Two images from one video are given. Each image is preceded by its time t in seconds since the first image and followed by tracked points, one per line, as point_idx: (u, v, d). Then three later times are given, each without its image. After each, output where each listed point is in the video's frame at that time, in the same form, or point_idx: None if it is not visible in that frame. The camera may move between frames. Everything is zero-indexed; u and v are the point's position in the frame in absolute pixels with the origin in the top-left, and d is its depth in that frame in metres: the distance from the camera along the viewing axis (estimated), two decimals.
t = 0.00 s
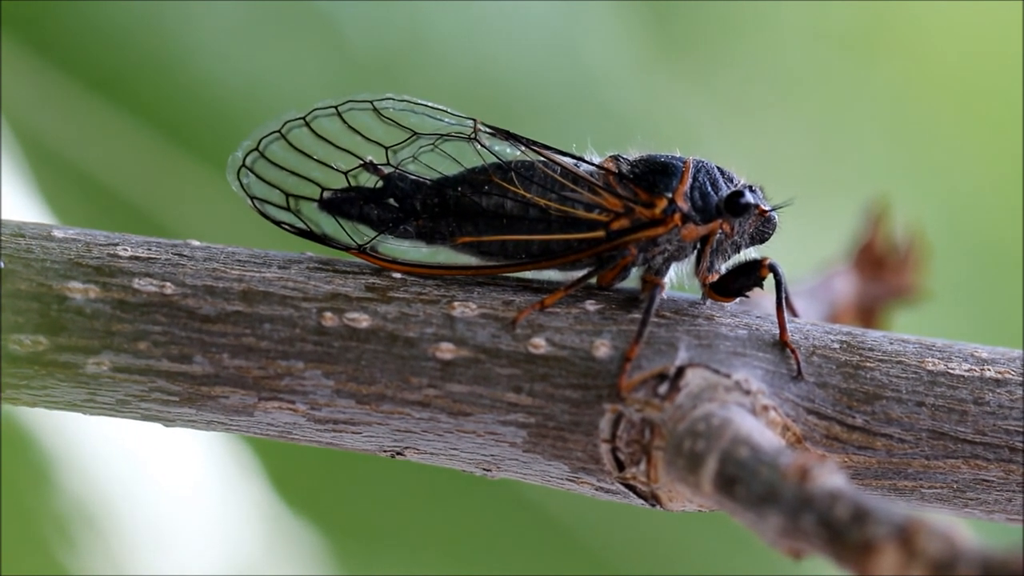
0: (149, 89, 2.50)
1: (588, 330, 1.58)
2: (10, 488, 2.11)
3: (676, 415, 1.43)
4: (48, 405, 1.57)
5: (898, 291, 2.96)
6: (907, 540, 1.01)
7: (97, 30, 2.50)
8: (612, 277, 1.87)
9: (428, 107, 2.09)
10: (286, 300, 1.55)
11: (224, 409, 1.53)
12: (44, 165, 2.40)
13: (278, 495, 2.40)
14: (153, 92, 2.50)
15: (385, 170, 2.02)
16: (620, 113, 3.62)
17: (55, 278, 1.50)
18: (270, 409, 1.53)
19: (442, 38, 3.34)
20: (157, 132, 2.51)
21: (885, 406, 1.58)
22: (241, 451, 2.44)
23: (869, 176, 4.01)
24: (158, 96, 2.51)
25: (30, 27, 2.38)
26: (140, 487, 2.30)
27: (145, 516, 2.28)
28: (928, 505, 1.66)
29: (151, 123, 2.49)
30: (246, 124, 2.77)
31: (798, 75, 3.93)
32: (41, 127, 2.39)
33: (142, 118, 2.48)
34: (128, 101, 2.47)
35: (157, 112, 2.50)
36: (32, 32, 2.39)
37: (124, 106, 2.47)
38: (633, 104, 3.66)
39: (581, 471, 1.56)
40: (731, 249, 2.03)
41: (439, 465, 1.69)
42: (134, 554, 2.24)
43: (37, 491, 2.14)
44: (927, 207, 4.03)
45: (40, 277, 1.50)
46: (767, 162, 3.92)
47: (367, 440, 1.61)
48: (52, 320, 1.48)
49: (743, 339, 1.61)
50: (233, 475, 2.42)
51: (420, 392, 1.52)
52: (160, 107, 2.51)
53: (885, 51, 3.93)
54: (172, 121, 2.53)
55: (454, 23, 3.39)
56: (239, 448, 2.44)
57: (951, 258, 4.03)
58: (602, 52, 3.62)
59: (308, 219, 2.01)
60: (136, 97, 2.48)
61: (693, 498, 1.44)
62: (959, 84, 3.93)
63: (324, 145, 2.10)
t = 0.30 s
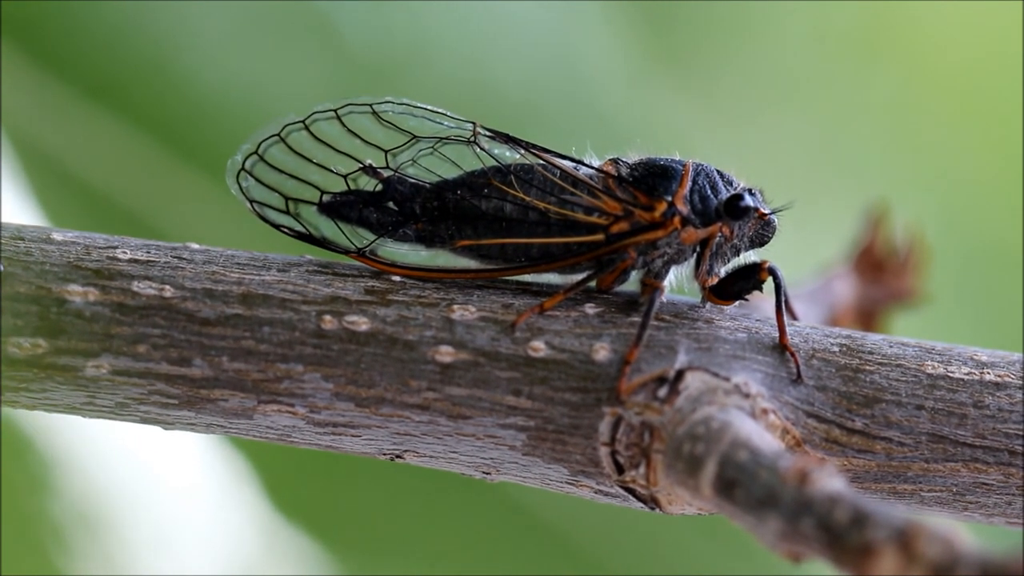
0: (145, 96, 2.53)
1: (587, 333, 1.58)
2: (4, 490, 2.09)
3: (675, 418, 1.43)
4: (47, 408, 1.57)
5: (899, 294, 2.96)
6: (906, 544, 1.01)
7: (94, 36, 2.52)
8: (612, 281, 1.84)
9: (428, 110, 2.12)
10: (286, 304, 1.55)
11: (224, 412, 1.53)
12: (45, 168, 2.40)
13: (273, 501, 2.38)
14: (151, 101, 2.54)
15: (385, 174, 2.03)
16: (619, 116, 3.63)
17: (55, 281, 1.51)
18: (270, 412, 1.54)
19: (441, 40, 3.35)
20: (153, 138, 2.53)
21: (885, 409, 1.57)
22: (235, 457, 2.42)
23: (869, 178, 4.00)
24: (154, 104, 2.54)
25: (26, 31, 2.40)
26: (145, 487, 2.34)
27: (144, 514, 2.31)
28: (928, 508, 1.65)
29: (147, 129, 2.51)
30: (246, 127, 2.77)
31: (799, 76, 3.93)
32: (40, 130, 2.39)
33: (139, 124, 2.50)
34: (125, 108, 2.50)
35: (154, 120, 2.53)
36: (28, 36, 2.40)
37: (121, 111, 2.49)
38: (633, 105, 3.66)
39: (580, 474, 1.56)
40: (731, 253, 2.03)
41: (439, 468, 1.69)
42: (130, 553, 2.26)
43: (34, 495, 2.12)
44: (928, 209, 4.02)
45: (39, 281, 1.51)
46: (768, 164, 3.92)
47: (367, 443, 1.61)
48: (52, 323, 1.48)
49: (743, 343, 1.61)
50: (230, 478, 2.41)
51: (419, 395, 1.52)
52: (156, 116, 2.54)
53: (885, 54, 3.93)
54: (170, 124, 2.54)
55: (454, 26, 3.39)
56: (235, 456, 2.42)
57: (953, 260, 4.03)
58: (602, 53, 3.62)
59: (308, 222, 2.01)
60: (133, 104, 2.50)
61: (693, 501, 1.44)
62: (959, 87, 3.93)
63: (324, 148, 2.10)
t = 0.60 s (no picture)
0: (148, 90, 2.50)
1: (587, 332, 1.58)
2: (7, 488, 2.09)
3: (676, 417, 1.43)
4: (48, 407, 1.57)
5: (899, 293, 2.96)
6: (907, 543, 1.01)
7: (96, 31, 2.50)
8: (612, 280, 1.84)
9: (428, 109, 2.11)
10: (286, 303, 1.55)
11: (224, 411, 1.54)
12: (45, 165, 2.40)
13: (279, 497, 2.41)
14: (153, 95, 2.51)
15: (385, 173, 2.03)
16: (621, 115, 3.63)
17: (55, 280, 1.51)
18: (270, 411, 1.54)
19: (442, 39, 3.35)
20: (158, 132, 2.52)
21: (885, 408, 1.57)
22: (244, 453, 2.44)
23: (870, 176, 4.00)
24: (157, 100, 2.52)
25: (28, 29, 2.38)
26: (146, 490, 2.29)
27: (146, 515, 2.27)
28: (928, 507, 1.65)
29: (151, 122, 2.50)
30: (247, 126, 2.78)
31: (799, 74, 3.93)
32: (42, 128, 2.39)
33: (142, 118, 2.49)
34: (129, 100, 2.48)
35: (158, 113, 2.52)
36: (29, 33, 2.39)
37: (125, 105, 2.47)
38: (633, 104, 3.66)
39: (580, 473, 1.56)
40: (731, 252, 2.03)
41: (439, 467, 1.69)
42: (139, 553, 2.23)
43: (40, 492, 2.12)
44: (929, 207, 4.02)
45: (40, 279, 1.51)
46: (768, 163, 3.92)
47: (367, 442, 1.61)
48: (52, 322, 1.48)
49: (743, 342, 1.61)
50: (234, 476, 2.42)
51: (419, 394, 1.52)
52: (160, 111, 2.52)
53: (886, 53, 3.93)
54: (171, 123, 2.54)
55: (454, 25, 3.40)
56: (241, 450, 2.44)
57: (953, 258, 4.03)
58: (602, 53, 3.63)
59: (308, 221, 2.01)
60: (136, 98, 2.48)
61: (693, 500, 1.44)
62: (960, 86, 3.93)
63: (324, 147, 2.10)
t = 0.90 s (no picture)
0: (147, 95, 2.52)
1: (585, 336, 1.58)
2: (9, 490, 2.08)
3: (673, 421, 1.43)
4: (46, 410, 1.57)
5: (898, 297, 2.96)
6: (904, 546, 1.01)
7: (95, 35, 2.51)
8: (609, 284, 1.85)
9: (426, 113, 2.11)
10: (284, 306, 1.55)
11: (222, 414, 1.54)
12: (44, 168, 2.39)
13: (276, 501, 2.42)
14: (152, 100, 2.52)
15: (383, 177, 2.03)
16: (619, 117, 3.63)
17: (53, 283, 1.51)
18: (267, 415, 1.54)
19: (441, 41, 3.36)
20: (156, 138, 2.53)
21: (883, 412, 1.57)
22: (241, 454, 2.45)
23: (869, 180, 4.01)
24: (155, 104, 2.53)
25: (26, 31, 2.39)
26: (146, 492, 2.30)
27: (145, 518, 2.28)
28: (926, 511, 1.65)
29: (150, 128, 2.52)
30: (246, 130, 2.78)
31: (799, 77, 3.93)
32: (41, 130, 2.39)
33: (140, 125, 2.50)
34: (128, 106, 2.49)
35: (157, 118, 2.52)
36: (29, 36, 2.39)
37: (124, 111, 2.49)
38: (632, 108, 3.67)
39: (578, 477, 1.56)
40: (729, 256, 2.03)
41: (437, 471, 1.69)
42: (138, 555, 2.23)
43: (37, 496, 2.11)
44: (928, 211, 4.03)
45: (38, 282, 1.51)
46: (767, 167, 3.92)
47: (364, 445, 1.61)
48: (50, 325, 1.48)
49: (741, 345, 1.60)
50: (231, 480, 2.43)
51: (417, 398, 1.52)
52: (158, 116, 2.54)
53: (885, 57, 3.93)
54: (170, 126, 2.54)
55: (453, 28, 3.40)
56: (239, 450, 2.45)
57: (952, 262, 4.03)
58: (601, 56, 3.64)
59: (306, 225, 2.01)
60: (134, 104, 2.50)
61: (690, 504, 1.44)
62: (959, 90, 3.94)
63: (322, 151, 2.11)
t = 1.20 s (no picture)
0: (147, 95, 2.51)
1: (586, 336, 1.58)
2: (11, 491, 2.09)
3: (674, 421, 1.43)
4: (46, 411, 1.57)
5: (899, 297, 2.96)
6: (905, 547, 1.01)
7: (95, 34, 2.51)
8: (610, 284, 1.85)
9: (427, 113, 2.11)
10: (285, 306, 1.55)
11: (222, 414, 1.54)
12: (44, 170, 2.39)
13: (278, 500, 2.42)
14: (153, 101, 2.52)
15: (384, 177, 2.03)
16: (621, 116, 3.63)
17: (54, 284, 1.51)
18: (268, 415, 1.54)
19: (442, 41, 3.36)
20: (156, 138, 2.53)
21: (884, 412, 1.57)
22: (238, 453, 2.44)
23: (870, 180, 4.01)
24: (156, 104, 2.53)
25: (26, 31, 2.39)
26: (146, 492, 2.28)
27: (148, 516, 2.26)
28: (928, 511, 1.65)
29: (150, 128, 2.51)
30: (246, 130, 2.78)
31: (800, 77, 3.93)
32: (41, 132, 2.39)
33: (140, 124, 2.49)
34: (127, 106, 2.47)
35: (157, 120, 2.52)
36: (29, 35, 2.39)
37: (123, 111, 2.47)
38: (633, 108, 3.67)
39: (579, 477, 1.56)
40: (730, 256, 2.03)
41: (438, 471, 1.69)
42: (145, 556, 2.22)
43: (45, 496, 2.12)
44: (928, 212, 4.03)
45: (38, 282, 1.50)
46: (768, 168, 3.92)
47: (365, 446, 1.61)
48: (50, 326, 1.48)
49: (742, 345, 1.60)
50: (229, 480, 2.42)
51: (418, 398, 1.52)
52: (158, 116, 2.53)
53: (885, 57, 3.93)
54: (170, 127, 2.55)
55: (454, 28, 3.40)
56: (239, 449, 2.44)
57: (952, 263, 4.03)
58: (601, 56, 3.64)
59: (307, 225, 2.01)
60: (133, 104, 2.48)
61: (691, 504, 1.44)
62: (960, 89, 3.94)
63: (323, 151, 2.11)
